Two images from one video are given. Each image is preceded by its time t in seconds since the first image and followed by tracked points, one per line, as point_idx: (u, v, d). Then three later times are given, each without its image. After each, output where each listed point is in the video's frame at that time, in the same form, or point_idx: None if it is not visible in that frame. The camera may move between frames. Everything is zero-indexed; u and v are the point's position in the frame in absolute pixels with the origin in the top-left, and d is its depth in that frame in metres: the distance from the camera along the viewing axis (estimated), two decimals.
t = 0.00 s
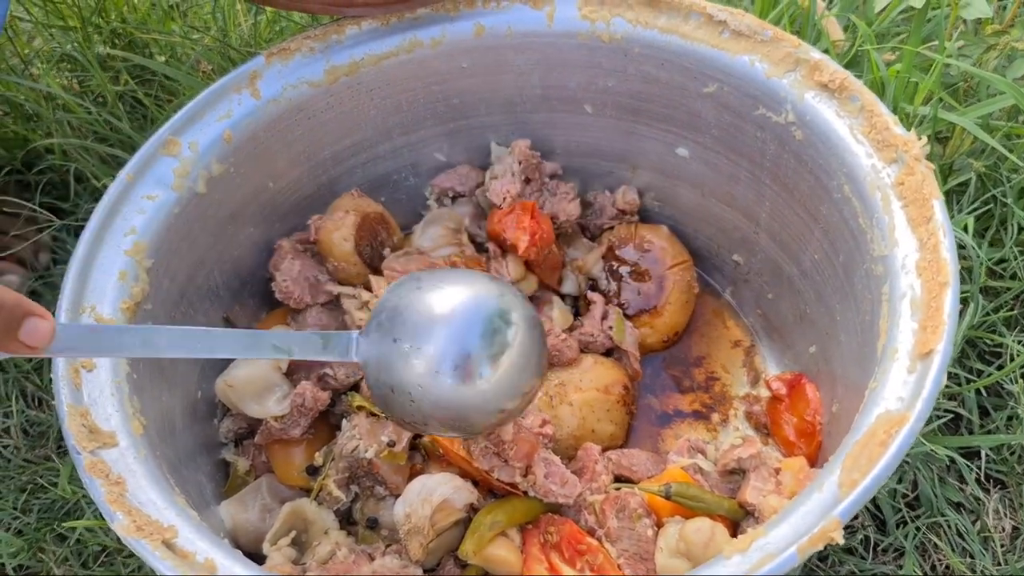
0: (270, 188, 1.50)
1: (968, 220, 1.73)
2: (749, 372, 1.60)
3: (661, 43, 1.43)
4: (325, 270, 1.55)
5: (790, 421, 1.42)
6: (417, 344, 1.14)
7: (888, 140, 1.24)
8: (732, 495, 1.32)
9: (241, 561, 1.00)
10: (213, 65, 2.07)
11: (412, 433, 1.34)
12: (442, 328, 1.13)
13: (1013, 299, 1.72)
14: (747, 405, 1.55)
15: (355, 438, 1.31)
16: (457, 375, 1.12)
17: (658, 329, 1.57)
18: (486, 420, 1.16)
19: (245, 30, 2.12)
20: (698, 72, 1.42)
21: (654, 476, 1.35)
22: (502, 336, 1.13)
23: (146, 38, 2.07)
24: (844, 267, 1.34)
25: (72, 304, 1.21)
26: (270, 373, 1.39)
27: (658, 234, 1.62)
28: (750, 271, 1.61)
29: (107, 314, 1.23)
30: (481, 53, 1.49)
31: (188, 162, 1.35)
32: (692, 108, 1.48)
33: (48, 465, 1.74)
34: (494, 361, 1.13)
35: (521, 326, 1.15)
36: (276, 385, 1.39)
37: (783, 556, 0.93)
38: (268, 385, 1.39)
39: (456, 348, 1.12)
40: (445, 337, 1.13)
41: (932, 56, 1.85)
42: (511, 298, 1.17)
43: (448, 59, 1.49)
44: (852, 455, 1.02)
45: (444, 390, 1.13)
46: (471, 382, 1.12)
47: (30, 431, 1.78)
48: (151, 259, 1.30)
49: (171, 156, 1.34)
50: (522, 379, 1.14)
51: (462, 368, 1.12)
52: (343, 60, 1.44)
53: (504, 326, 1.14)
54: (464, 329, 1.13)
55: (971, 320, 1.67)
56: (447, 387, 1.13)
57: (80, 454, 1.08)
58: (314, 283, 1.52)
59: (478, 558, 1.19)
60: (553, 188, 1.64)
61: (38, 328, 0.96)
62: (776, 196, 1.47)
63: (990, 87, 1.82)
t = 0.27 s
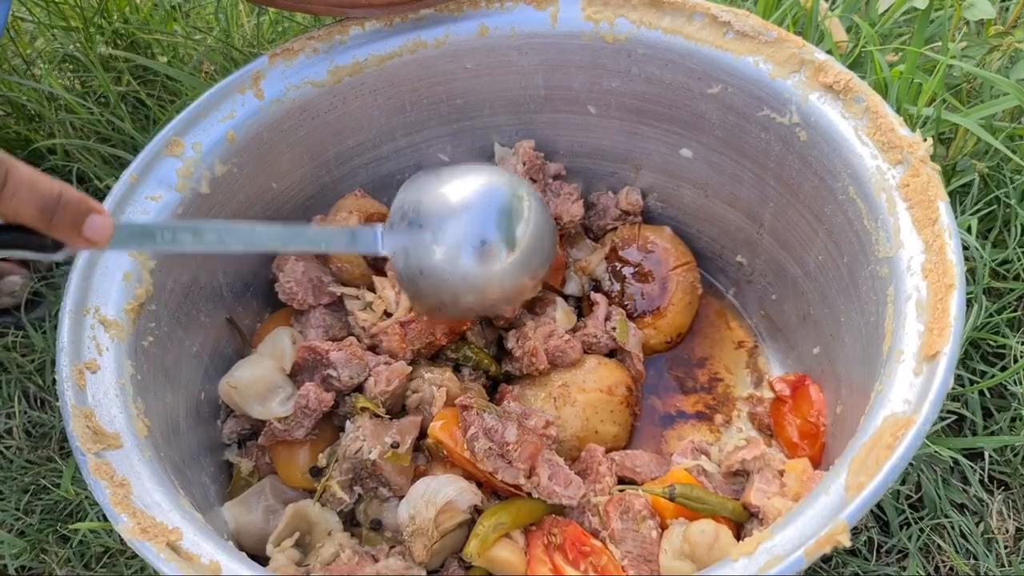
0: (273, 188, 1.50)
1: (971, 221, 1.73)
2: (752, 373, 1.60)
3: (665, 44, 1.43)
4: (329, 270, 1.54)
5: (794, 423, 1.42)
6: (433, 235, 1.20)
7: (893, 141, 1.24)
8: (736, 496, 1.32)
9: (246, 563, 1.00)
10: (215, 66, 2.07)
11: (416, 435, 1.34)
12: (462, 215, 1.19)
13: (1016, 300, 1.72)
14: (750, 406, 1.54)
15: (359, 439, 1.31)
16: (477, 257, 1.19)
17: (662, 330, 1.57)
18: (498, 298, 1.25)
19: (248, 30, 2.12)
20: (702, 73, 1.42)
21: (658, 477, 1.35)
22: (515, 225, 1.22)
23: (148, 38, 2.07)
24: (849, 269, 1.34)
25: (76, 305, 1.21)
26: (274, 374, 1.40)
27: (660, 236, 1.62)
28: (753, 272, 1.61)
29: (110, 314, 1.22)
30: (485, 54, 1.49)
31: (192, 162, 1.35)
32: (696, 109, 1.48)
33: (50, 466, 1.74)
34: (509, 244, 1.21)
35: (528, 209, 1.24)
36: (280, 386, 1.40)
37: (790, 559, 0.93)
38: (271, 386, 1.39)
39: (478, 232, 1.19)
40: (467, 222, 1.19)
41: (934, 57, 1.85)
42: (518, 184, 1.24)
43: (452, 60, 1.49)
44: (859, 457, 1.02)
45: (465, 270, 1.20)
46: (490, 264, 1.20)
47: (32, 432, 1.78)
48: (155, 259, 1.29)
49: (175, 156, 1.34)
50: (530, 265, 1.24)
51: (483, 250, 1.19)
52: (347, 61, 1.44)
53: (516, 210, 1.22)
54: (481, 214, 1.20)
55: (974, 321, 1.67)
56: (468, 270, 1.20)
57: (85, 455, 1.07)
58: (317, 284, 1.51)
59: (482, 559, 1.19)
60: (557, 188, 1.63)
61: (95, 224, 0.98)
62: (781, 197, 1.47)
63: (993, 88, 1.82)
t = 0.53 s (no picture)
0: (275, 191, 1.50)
1: (971, 223, 1.74)
2: (753, 376, 1.60)
3: (666, 47, 1.43)
4: (330, 272, 1.54)
5: (795, 425, 1.42)
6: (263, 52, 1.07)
7: (895, 145, 1.24)
8: (737, 499, 1.32)
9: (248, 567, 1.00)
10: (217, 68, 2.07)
11: (418, 438, 1.35)
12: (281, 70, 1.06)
13: (1017, 302, 1.73)
14: (751, 408, 1.55)
15: (361, 442, 1.31)
16: (310, 122, 1.07)
17: (663, 333, 1.57)
18: (354, 158, 1.13)
19: (250, 33, 2.13)
20: (704, 76, 1.43)
21: (659, 480, 1.35)
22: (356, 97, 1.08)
23: (150, 40, 2.07)
24: (850, 273, 1.34)
25: (78, 308, 1.21)
26: (275, 377, 1.40)
27: (661, 239, 1.62)
28: (754, 275, 1.61)
29: (113, 317, 1.22)
30: (486, 57, 1.49)
31: (194, 165, 1.35)
32: (697, 112, 1.48)
33: (52, 468, 1.74)
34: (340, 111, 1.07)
35: (376, 86, 1.10)
36: (281, 390, 1.40)
37: (793, 564, 0.93)
38: (273, 389, 1.39)
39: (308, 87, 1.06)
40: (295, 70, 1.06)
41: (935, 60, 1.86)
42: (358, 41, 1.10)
43: (454, 63, 1.49)
44: (861, 462, 1.02)
45: (302, 141, 1.08)
46: (328, 134, 1.08)
47: (35, 435, 1.78)
48: (158, 262, 1.30)
49: (178, 159, 1.35)
50: (371, 137, 1.12)
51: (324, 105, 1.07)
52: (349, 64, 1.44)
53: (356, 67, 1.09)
54: (312, 62, 1.06)
55: (974, 323, 1.67)
56: (303, 138, 1.08)
57: (88, 459, 1.08)
58: (319, 287, 1.51)
59: (484, 562, 1.20)
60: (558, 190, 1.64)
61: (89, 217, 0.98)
62: (782, 201, 1.47)
63: (994, 91, 1.82)
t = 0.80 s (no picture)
0: (275, 190, 1.50)
1: (972, 224, 1.73)
2: (754, 376, 1.60)
3: (667, 47, 1.43)
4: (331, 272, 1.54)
5: (795, 425, 1.42)
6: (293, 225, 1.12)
7: (896, 145, 1.24)
8: (738, 499, 1.32)
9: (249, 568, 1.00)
10: (217, 68, 2.07)
11: (419, 438, 1.35)
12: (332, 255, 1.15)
13: (1017, 302, 1.73)
14: (751, 409, 1.55)
15: (362, 442, 1.31)
16: (342, 294, 1.18)
17: (664, 333, 1.57)
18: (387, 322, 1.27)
19: (250, 33, 2.13)
20: (705, 76, 1.43)
21: (660, 481, 1.35)
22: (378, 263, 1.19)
23: (150, 40, 2.07)
24: (851, 273, 1.34)
25: (78, 308, 1.20)
26: (275, 378, 1.40)
27: (661, 239, 1.63)
28: (755, 275, 1.61)
29: (113, 318, 1.22)
30: (486, 57, 1.49)
31: (195, 165, 1.35)
32: (698, 113, 1.48)
33: (52, 469, 1.74)
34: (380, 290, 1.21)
35: (407, 230, 1.21)
36: (281, 390, 1.40)
37: (794, 565, 0.93)
38: (273, 389, 1.39)
39: (350, 258, 1.16)
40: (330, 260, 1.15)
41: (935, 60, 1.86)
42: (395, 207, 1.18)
43: (454, 63, 1.49)
44: (863, 462, 1.02)
45: (333, 306, 1.19)
46: (361, 302, 1.20)
47: (35, 435, 1.78)
48: (158, 263, 1.29)
49: (178, 158, 1.35)
50: (408, 288, 1.25)
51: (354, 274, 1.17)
52: (349, 63, 1.44)
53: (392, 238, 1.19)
54: (344, 252, 1.15)
55: (975, 324, 1.67)
56: (336, 306, 1.19)
57: (88, 460, 1.08)
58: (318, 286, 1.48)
59: (484, 563, 1.20)
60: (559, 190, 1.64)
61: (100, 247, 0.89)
62: (783, 201, 1.47)
63: (995, 91, 1.82)
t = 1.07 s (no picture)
0: (273, 189, 1.50)
1: (971, 223, 1.73)
2: (752, 375, 1.60)
3: (666, 46, 1.43)
4: (329, 271, 1.54)
5: (794, 425, 1.42)
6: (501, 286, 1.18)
7: (895, 144, 1.24)
8: (736, 499, 1.32)
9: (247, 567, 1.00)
10: (215, 66, 2.07)
11: (417, 437, 1.35)
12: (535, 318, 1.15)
13: (1016, 302, 1.73)
14: (750, 408, 1.54)
15: (360, 441, 1.31)
16: (562, 365, 1.14)
17: (662, 332, 1.57)
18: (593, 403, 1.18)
19: (248, 32, 2.12)
20: (703, 75, 1.43)
21: (658, 480, 1.35)
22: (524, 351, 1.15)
23: (148, 39, 2.07)
24: (849, 273, 1.34)
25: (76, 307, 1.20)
26: (274, 377, 1.40)
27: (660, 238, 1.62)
28: (754, 274, 1.61)
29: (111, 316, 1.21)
30: (485, 56, 1.49)
31: (193, 164, 1.35)
32: (696, 112, 1.48)
33: (50, 468, 1.74)
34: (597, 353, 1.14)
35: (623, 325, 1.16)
36: (280, 389, 1.39)
37: (792, 564, 0.93)
38: (272, 389, 1.39)
39: (564, 336, 1.14)
40: (546, 331, 1.14)
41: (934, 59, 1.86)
42: (623, 302, 1.17)
43: (453, 61, 1.49)
44: (861, 462, 1.02)
45: (552, 379, 1.15)
46: (577, 371, 1.14)
47: (33, 434, 1.78)
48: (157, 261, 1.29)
49: (176, 157, 1.34)
50: (622, 366, 1.17)
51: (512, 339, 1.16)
52: (348, 62, 1.44)
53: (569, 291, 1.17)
54: (570, 321, 1.14)
55: (973, 323, 1.67)
56: (551, 377, 1.15)
57: (85, 459, 1.07)
58: (318, 286, 1.52)
59: (483, 562, 1.20)
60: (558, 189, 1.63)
61: (184, 298, 0.81)
62: (782, 200, 1.47)
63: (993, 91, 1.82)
